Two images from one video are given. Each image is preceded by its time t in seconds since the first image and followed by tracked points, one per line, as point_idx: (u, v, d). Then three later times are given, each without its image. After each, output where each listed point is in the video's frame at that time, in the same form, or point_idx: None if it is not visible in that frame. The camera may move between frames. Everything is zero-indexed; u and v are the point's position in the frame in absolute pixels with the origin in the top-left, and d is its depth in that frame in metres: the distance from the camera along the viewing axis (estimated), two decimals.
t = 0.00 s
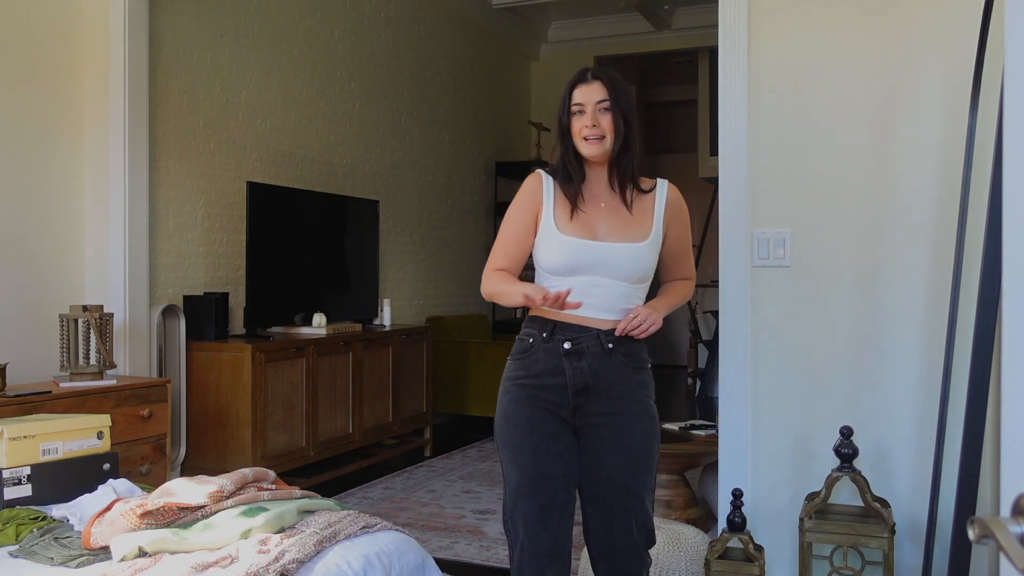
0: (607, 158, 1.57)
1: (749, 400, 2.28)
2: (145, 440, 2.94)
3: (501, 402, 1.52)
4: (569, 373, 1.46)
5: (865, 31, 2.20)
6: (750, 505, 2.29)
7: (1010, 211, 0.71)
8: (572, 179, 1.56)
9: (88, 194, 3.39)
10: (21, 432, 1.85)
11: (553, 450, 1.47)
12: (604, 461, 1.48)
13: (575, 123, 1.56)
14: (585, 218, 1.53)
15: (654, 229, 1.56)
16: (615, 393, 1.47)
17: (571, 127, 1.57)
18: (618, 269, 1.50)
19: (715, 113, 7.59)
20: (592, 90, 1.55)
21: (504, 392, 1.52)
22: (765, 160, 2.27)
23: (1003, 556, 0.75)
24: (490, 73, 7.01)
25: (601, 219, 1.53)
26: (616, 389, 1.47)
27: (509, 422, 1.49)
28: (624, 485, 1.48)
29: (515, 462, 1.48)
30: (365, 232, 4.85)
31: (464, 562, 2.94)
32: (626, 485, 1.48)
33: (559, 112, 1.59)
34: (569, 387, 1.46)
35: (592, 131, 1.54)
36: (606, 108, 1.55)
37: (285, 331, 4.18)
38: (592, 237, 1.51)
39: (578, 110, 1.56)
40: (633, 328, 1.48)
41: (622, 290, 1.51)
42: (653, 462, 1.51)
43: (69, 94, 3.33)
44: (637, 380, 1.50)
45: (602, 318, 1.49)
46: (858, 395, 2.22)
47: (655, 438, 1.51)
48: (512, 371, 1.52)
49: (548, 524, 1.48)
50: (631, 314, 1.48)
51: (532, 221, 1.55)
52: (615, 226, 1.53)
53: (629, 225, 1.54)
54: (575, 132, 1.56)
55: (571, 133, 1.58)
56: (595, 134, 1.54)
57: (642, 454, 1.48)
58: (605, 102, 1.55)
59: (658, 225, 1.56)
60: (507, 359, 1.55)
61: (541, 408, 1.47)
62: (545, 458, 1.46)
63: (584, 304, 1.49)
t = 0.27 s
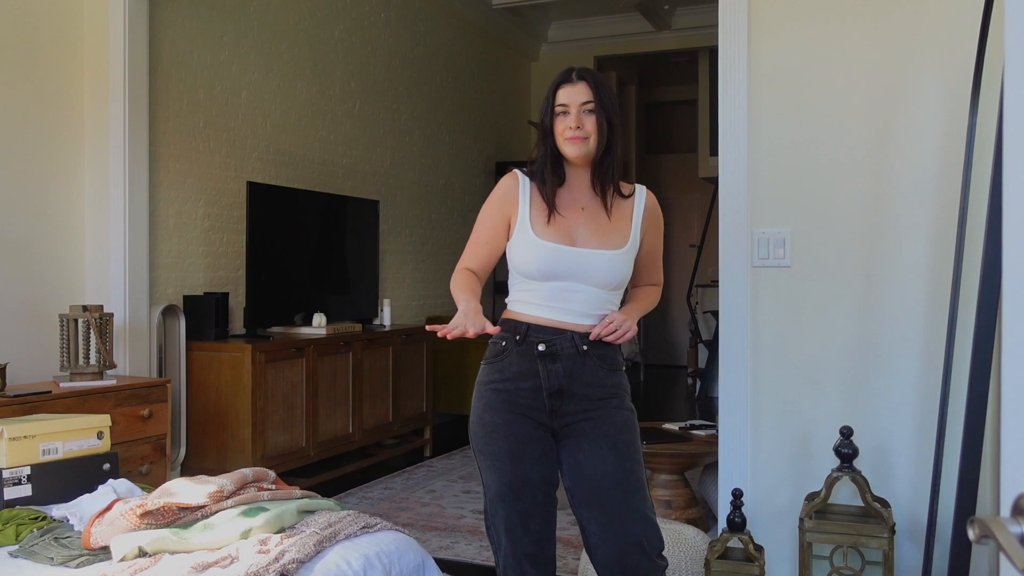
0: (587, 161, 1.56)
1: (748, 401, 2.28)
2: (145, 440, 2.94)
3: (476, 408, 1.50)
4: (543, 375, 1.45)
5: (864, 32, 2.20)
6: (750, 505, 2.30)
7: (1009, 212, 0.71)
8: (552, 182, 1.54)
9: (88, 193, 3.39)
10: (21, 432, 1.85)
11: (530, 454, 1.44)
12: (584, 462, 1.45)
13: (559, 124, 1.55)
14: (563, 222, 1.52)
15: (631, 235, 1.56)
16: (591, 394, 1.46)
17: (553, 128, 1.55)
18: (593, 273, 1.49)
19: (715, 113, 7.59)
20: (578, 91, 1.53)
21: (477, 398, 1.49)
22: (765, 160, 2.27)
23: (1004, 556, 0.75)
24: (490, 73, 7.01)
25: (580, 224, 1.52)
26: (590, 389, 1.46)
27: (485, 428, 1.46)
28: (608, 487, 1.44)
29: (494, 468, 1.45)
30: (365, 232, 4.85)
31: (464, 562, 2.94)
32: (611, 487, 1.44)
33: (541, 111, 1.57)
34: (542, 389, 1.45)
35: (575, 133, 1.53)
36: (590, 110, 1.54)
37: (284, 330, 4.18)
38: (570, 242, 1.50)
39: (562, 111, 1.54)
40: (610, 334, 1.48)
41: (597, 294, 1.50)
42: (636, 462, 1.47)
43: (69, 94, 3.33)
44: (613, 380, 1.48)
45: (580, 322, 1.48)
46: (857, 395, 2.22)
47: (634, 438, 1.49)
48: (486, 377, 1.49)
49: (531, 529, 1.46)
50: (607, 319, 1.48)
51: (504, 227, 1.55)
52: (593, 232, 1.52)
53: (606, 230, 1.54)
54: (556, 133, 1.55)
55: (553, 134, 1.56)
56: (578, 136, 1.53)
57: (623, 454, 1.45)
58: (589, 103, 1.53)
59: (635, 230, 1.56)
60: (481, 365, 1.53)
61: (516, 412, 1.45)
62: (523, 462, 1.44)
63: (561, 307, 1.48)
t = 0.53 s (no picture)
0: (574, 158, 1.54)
1: (748, 401, 2.28)
2: (145, 440, 2.94)
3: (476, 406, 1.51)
4: (534, 376, 1.43)
5: (864, 32, 2.20)
6: (750, 505, 2.30)
7: (1009, 212, 0.71)
8: (536, 180, 1.54)
9: (88, 194, 3.39)
10: (21, 432, 1.85)
11: (525, 455, 1.45)
12: (578, 464, 1.44)
13: (547, 121, 1.54)
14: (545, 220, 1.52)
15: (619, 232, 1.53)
16: (584, 396, 1.43)
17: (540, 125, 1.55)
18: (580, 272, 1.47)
19: (715, 113, 7.60)
20: (569, 87, 1.52)
21: (478, 396, 1.51)
22: (765, 161, 2.27)
23: (1004, 557, 0.75)
24: (490, 73, 7.01)
25: (564, 222, 1.51)
26: (583, 391, 1.43)
27: (482, 427, 1.48)
28: (600, 488, 1.44)
29: (490, 467, 1.47)
30: (365, 232, 4.85)
31: (464, 562, 2.94)
32: (604, 488, 1.44)
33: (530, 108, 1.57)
34: (533, 391, 1.44)
35: (560, 131, 1.52)
36: (581, 108, 1.53)
37: (284, 331, 4.18)
38: (554, 240, 1.49)
39: (550, 108, 1.53)
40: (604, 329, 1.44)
41: (586, 292, 1.48)
42: (632, 464, 1.46)
43: (69, 94, 3.33)
44: (608, 381, 1.45)
45: (571, 320, 1.46)
46: (857, 395, 2.22)
47: (632, 439, 1.46)
48: (485, 375, 1.50)
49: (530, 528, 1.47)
50: (601, 316, 1.43)
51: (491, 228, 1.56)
52: (578, 230, 1.51)
53: (591, 227, 1.52)
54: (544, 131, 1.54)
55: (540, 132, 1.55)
56: (564, 135, 1.52)
57: (616, 456, 1.44)
58: (580, 101, 1.52)
59: (624, 228, 1.53)
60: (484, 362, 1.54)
61: (511, 413, 1.45)
62: (518, 462, 1.45)
63: (550, 306, 1.46)
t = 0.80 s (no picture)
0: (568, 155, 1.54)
1: (749, 401, 2.28)
2: (145, 440, 2.94)
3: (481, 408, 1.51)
4: (538, 377, 1.43)
5: (864, 32, 2.20)
6: (750, 505, 2.30)
7: (1009, 213, 0.71)
8: (532, 180, 1.54)
9: (88, 194, 3.39)
10: (21, 432, 1.85)
11: (529, 456, 1.45)
12: (583, 465, 1.44)
13: (539, 120, 1.54)
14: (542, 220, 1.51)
15: (619, 225, 1.51)
16: (588, 396, 1.43)
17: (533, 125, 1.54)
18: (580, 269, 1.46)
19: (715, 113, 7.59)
20: (559, 86, 1.51)
21: (482, 397, 1.51)
22: (765, 161, 2.27)
23: (1003, 557, 0.75)
24: (490, 73, 7.01)
25: (561, 219, 1.51)
26: (588, 391, 1.43)
27: (486, 429, 1.48)
28: (606, 488, 1.44)
29: (495, 469, 1.47)
30: (365, 232, 4.85)
31: (464, 562, 2.94)
32: (610, 489, 1.44)
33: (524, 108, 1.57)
34: (537, 392, 1.44)
35: (552, 129, 1.51)
36: (572, 105, 1.52)
37: (284, 330, 4.18)
38: (551, 238, 1.48)
39: (541, 108, 1.53)
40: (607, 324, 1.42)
41: (588, 289, 1.47)
42: (638, 464, 1.45)
43: (69, 94, 3.33)
44: (613, 380, 1.44)
45: (572, 319, 1.46)
46: (858, 395, 2.22)
47: (638, 439, 1.46)
48: (490, 377, 1.50)
49: (535, 529, 1.47)
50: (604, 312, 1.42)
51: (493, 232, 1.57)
52: (576, 226, 1.50)
53: (589, 223, 1.50)
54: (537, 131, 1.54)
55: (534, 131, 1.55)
56: (556, 133, 1.51)
57: (622, 457, 1.43)
58: (570, 100, 1.51)
59: (624, 221, 1.51)
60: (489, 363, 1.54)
61: (515, 415, 1.45)
62: (521, 465, 1.45)
63: (550, 304, 1.46)
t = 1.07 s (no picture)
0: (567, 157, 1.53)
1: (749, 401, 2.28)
2: (145, 440, 2.94)
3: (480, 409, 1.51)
4: (537, 378, 1.43)
5: (864, 32, 2.20)
6: (750, 505, 2.30)
7: (1009, 213, 0.71)
8: (532, 181, 1.54)
9: (89, 194, 3.39)
10: (21, 432, 1.85)
11: (529, 458, 1.45)
12: (583, 466, 1.44)
13: (537, 122, 1.53)
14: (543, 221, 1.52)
15: (619, 226, 1.51)
16: (588, 396, 1.43)
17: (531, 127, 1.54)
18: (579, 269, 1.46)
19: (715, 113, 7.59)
20: (556, 87, 1.51)
21: (482, 399, 1.51)
22: (765, 161, 2.27)
23: (1003, 557, 0.75)
24: (490, 73, 7.01)
25: (561, 221, 1.51)
26: (588, 392, 1.43)
27: (485, 431, 1.48)
28: (607, 488, 1.44)
29: (494, 471, 1.47)
30: (365, 232, 4.85)
31: (464, 562, 2.94)
32: (610, 489, 1.44)
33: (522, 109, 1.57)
34: (536, 393, 1.44)
35: (551, 131, 1.51)
36: (570, 106, 1.51)
37: (284, 331, 4.18)
38: (551, 240, 1.49)
39: (540, 109, 1.52)
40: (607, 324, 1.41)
41: (588, 289, 1.47)
42: (639, 464, 1.45)
43: (69, 94, 3.33)
44: (612, 381, 1.44)
45: (571, 319, 1.46)
46: (858, 395, 2.22)
47: (638, 439, 1.46)
48: (489, 378, 1.50)
49: (535, 531, 1.47)
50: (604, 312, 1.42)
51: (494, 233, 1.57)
52: (576, 228, 1.50)
53: (589, 224, 1.51)
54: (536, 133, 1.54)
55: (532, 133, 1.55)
56: (555, 135, 1.51)
57: (621, 457, 1.43)
58: (568, 100, 1.51)
59: (624, 221, 1.51)
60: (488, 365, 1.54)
61: (515, 416, 1.45)
62: (521, 466, 1.45)
63: (550, 305, 1.46)
